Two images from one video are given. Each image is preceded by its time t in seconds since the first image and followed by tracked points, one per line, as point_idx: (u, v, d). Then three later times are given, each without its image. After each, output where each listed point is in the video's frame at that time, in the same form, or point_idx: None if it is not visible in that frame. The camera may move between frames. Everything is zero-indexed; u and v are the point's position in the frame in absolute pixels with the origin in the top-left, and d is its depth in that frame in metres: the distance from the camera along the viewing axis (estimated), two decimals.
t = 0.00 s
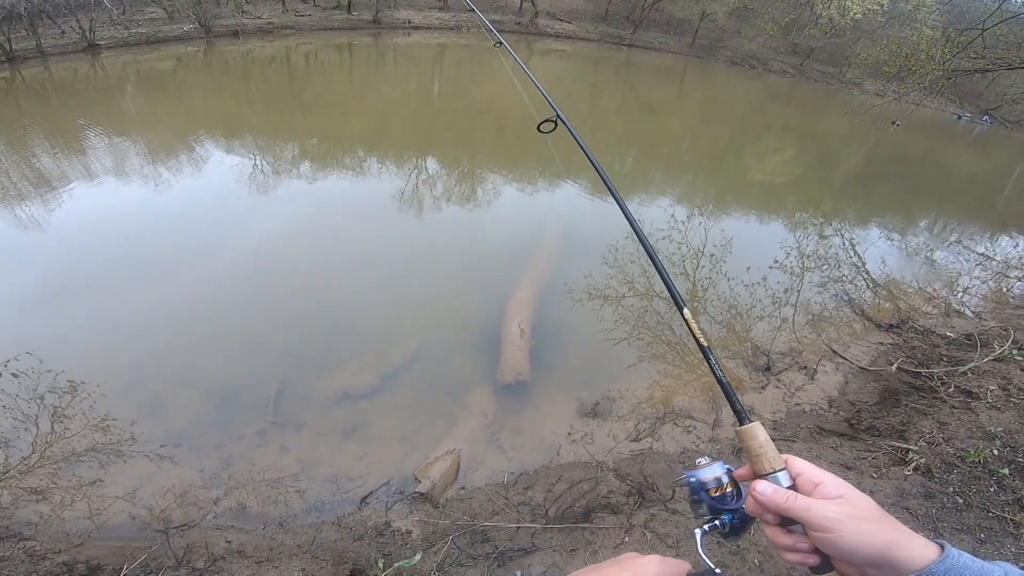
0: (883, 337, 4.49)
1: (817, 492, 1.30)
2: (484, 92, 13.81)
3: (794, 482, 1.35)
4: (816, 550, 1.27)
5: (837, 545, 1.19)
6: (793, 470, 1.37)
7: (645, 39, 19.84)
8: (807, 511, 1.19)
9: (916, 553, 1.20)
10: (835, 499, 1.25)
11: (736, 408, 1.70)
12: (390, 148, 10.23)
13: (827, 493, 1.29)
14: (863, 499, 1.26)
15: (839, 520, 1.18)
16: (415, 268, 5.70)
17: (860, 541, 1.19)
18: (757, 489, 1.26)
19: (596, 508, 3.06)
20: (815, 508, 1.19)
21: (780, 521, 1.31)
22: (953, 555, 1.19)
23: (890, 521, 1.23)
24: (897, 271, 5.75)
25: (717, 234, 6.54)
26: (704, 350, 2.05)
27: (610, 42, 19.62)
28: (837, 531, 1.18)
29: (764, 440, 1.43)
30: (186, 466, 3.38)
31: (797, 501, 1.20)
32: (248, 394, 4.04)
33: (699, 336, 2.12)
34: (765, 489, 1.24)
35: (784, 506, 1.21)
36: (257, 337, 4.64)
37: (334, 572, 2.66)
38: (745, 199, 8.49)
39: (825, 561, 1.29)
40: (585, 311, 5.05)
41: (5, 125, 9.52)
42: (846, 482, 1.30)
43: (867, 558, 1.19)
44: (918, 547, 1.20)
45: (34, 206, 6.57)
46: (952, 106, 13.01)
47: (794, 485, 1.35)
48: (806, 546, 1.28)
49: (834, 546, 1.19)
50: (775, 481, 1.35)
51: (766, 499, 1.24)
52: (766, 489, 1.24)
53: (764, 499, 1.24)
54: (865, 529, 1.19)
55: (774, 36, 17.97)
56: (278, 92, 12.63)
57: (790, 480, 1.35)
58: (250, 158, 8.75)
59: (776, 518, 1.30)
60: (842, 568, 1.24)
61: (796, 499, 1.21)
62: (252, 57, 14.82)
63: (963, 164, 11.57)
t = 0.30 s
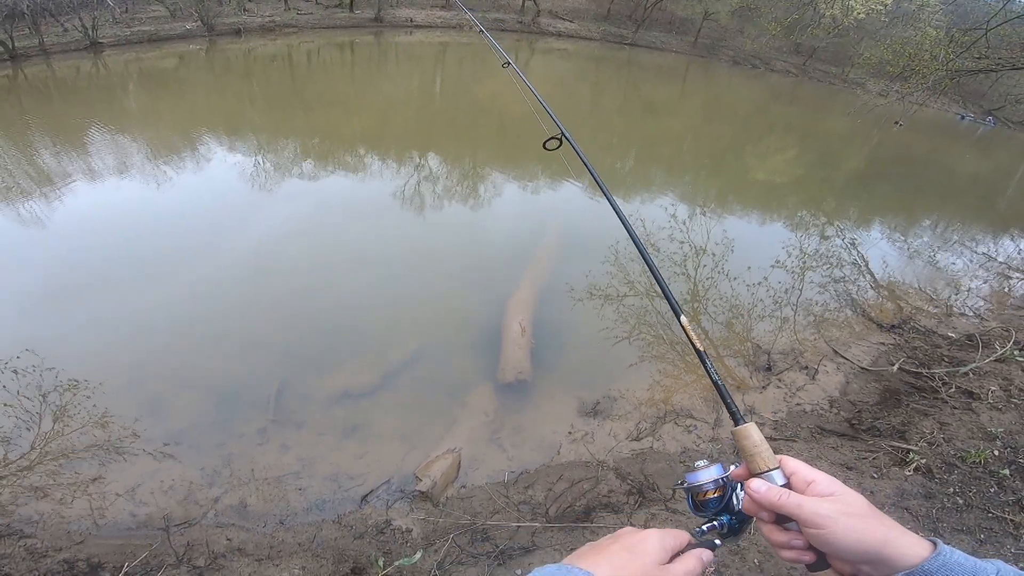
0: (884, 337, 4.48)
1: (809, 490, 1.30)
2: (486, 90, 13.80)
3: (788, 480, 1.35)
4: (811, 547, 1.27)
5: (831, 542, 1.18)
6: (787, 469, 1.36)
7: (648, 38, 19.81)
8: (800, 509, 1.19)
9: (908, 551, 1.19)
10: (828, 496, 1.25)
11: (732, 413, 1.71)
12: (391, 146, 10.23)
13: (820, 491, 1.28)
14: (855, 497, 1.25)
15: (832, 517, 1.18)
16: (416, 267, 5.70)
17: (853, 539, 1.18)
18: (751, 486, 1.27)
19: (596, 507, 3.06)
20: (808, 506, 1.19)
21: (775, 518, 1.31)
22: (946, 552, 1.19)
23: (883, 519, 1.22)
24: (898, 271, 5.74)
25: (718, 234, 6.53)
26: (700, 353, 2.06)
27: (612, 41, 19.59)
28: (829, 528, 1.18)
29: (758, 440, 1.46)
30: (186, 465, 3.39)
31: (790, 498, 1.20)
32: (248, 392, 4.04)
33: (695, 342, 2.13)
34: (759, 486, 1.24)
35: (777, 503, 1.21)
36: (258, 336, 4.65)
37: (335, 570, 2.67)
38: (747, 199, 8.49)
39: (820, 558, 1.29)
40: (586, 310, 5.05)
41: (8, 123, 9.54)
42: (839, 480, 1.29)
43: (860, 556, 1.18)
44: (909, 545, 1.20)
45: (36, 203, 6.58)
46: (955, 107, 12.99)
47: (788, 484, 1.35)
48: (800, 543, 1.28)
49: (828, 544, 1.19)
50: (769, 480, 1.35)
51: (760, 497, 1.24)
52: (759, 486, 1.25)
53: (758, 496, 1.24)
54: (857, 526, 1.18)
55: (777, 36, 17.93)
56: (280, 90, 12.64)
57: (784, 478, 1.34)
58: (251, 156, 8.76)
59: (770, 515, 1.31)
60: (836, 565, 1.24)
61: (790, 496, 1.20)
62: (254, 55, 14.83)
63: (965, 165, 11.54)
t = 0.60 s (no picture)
0: (885, 338, 4.48)
1: (805, 491, 1.30)
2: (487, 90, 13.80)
3: (785, 481, 1.35)
4: (807, 548, 1.27)
5: (826, 542, 1.18)
6: (783, 470, 1.37)
7: (650, 38, 19.78)
8: (796, 509, 1.19)
9: (903, 551, 1.19)
10: (823, 497, 1.25)
11: (729, 415, 1.71)
12: (393, 145, 10.23)
13: (816, 491, 1.28)
14: (850, 498, 1.25)
15: (827, 518, 1.18)
16: (418, 266, 5.71)
17: (848, 539, 1.18)
18: (748, 487, 1.27)
19: (596, 507, 3.07)
20: (804, 506, 1.19)
21: (771, 519, 1.32)
22: (941, 552, 1.19)
23: (878, 520, 1.22)
24: (900, 272, 5.73)
25: (719, 234, 6.52)
26: (695, 356, 2.08)
27: (614, 41, 19.57)
28: (825, 528, 1.18)
29: (755, 441, 1.47)
30: (187, 463, 3.40)
31: (786, 499, 1.20)
32: (249, 392, 4.05)
33: (693, 345, 2.14)
34: (755, 487, 1.25)
35: (773, 504, 1.21)
36: (259, 335, 4.66)
37: (334, 569, 2.68)
38: (749, 199, 8.48)
39: (816, 559, 1.29)
40: (587, 310, 5.05)
41: (10, 121, 9.56)
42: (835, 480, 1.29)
43: (856, 556, 1.18)
44: (905, 545, 1.20)
45: (39, 201, 6.61)
46: (958, 107, 12.96)
47: (784, 485, 1.35)
48: (796, 544, 1.28)
49: (823, 544, 1.19)
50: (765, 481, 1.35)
51: (756, 497, 1.24)
52: (755, 488, 1.25)
53: (754, 497, 1.25)
54: (852, 526, 1.18)
55: (779, 36, 17.89)
56: (282, 89, 12.64)
57: (779, 479, 1.35)
58: (254, 155, 8.78)
59: (767, 516, 1.31)
60: (832, 565, 1.24)
61: (786, 496, 1.21)
62: (256, 54, 14.84)
63: (968, 165, 11.51)
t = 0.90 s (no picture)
0: (886, 339, 4.47)
1: (805, 491, 1.29)
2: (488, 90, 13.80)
3: (785, 481, 1.35)
4: (807, 547, 1.27)
5: (826, 543, 1.18)
6: (784, 471, 1.36)
7: (651, 38, 19.77)
8: (796, 509, 1.19)
9: (903, 551, 1.19)
10: (823, 497, 1.24)
11: (730, 416, 1.70)
12: (393, 145, 10.24)
13: (816, 492, 1.28)
14: (850, 498, 1.25)
15: (827, 518, 1.18)
16: (418, 267, 5.70)
17: (849, 539, 1.18)
18: (748, 487, 1.26)
19: (596, 507, 3.07)
20: (804, 506, 1.19)
21: (772, 520, 1.32)
22: (941, 552, 1.19)
23: (878, 520, 1.22)
24: (900, 272, 5.73)
25: (720, 235, 6.51)
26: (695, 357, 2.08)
27: (615, 41, 19.56)
28: (825, 528, 1.17)
29: (756, 442, 1.47)
30: (188, 463, 3.41)
31: (786, 499, 1.20)
32: (250, 391, 4.05)
33: (692, 346, 2.14)
34: (755, 487, 1.24)
35: (774, 504, 1.21)
36: (260, 335, 4.66)
37: (335, 569, 2.68)
38: (749, 199, 8.48)
39: (817, 559, 1.29)
40: (587, 310, 5.05)
41: (12, 120, 9.58)
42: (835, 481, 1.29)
43: (856, 556, 1.18)
44: (904, 545, 1.20)
45: (40, 201, 6.62)
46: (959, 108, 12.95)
47: (784, 485, 1.35)
48: (797, 544, 1.28)
49: (824, 544, 1.19)
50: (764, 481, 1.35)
51: (757, 497, 1.24)
52: (756, 488, 1.25)
53: (754, 497, 1.24)
54: (852, 526, 1.18)
55: (780, 36, 17.88)
56: (282, 89, 12.65)
57: (780, 479, 1.34)
58: (255, 155, 8.79)
59: (767, 516, 1.31)
60: (832, 565, 1.24)
61: (786, 497, 1.20)
62: (256, 54, 14.85)
63: (969, 166, 11.49)
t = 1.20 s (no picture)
0: (887, 340, 4.47)
1: (804, 493, 1.29)
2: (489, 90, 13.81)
3: (785, 483, 1.34)
4: (807, 548, 1.27)
5: (827, 543, 1.18)
6: (784, 472, 1.36)
7: (651, 38, 19.77)
8: (796, 510, 1.19)
9: (903, 552, 1.19)
10: (823, 498, 1.24)
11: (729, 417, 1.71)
12: (393, 145, 10.25)
13: (815, 493, 1.28)
14: (850, 499, 1.24)
15: (826, 518, 1.17)
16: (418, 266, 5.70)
17: (848, 540, 1.18)
18: (748, 488, 1.26)
19: (597, 507, 3.06)
20: (804, 507, 1.18)
21: (772, 520, 1.31)
22: (941, 553, 1.18)
23: (877, 520, 1.21)
24: (901, 273, 5.73)
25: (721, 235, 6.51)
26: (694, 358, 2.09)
27: (616, 41, 19.56)
28: (824, 528, 1.17)
29: (756, 443, 1.47)
30: (188, 462, 3.41)
31: (786, 500, 1.20)
32: (250, 391, 4.06)
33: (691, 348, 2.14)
34: (755, 488, 1.24)
35: (773, 504, 1.21)
36: (261, 334, 4.67)
37: (334, 569, 2.67)
38: (750, 199, 8.48)
39: (818, 559, 1.28)
40: (588, 310, 5.05)
41: (13, 119, 9.59)
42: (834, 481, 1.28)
43: (857, 556, 1.18)
44: (904, 545, 1.20)
45: (41, 200, 6.63)
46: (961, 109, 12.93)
47: (784, 487, 1.34)
48: (798, 544, 1.28)
49: (823, 545, 1.18)
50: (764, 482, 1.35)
51: (756, 498, 1.24)
52: (756, 488, 1.24)
53: (754, 498, 1.24)
54: (852, 526, 1.18)
55: (782, 37, 17.87)
56: (283, 88, 12.66)
57: (780, 481, 1.34)
58: (256, 154, 8.81)
59: (768, 517, 1.31)
60: (834, 566, 1.23)
61: (786, 497, 1.20)
62: (257, 53, 14.87)
63: (970, 167, 11.48)
